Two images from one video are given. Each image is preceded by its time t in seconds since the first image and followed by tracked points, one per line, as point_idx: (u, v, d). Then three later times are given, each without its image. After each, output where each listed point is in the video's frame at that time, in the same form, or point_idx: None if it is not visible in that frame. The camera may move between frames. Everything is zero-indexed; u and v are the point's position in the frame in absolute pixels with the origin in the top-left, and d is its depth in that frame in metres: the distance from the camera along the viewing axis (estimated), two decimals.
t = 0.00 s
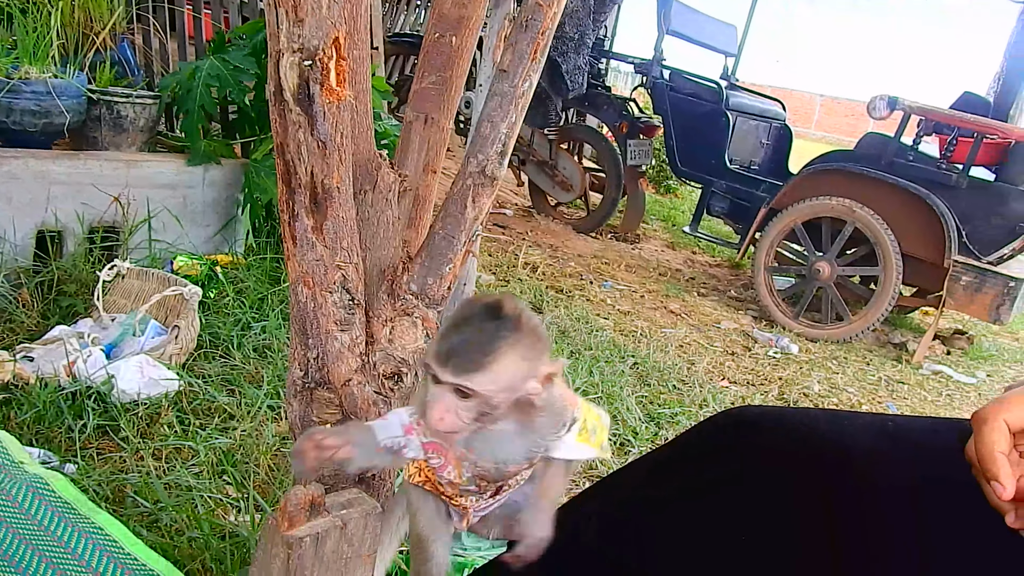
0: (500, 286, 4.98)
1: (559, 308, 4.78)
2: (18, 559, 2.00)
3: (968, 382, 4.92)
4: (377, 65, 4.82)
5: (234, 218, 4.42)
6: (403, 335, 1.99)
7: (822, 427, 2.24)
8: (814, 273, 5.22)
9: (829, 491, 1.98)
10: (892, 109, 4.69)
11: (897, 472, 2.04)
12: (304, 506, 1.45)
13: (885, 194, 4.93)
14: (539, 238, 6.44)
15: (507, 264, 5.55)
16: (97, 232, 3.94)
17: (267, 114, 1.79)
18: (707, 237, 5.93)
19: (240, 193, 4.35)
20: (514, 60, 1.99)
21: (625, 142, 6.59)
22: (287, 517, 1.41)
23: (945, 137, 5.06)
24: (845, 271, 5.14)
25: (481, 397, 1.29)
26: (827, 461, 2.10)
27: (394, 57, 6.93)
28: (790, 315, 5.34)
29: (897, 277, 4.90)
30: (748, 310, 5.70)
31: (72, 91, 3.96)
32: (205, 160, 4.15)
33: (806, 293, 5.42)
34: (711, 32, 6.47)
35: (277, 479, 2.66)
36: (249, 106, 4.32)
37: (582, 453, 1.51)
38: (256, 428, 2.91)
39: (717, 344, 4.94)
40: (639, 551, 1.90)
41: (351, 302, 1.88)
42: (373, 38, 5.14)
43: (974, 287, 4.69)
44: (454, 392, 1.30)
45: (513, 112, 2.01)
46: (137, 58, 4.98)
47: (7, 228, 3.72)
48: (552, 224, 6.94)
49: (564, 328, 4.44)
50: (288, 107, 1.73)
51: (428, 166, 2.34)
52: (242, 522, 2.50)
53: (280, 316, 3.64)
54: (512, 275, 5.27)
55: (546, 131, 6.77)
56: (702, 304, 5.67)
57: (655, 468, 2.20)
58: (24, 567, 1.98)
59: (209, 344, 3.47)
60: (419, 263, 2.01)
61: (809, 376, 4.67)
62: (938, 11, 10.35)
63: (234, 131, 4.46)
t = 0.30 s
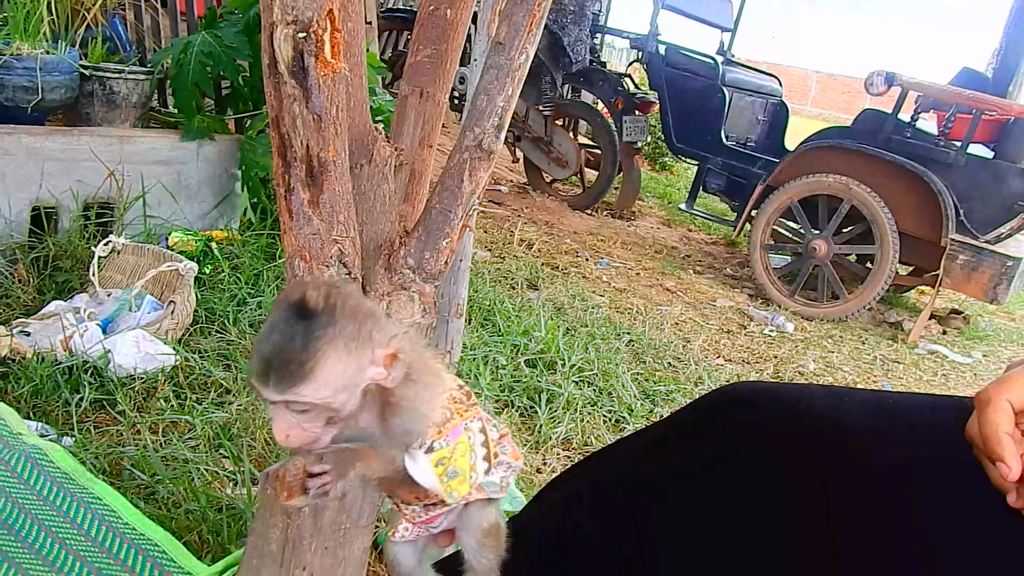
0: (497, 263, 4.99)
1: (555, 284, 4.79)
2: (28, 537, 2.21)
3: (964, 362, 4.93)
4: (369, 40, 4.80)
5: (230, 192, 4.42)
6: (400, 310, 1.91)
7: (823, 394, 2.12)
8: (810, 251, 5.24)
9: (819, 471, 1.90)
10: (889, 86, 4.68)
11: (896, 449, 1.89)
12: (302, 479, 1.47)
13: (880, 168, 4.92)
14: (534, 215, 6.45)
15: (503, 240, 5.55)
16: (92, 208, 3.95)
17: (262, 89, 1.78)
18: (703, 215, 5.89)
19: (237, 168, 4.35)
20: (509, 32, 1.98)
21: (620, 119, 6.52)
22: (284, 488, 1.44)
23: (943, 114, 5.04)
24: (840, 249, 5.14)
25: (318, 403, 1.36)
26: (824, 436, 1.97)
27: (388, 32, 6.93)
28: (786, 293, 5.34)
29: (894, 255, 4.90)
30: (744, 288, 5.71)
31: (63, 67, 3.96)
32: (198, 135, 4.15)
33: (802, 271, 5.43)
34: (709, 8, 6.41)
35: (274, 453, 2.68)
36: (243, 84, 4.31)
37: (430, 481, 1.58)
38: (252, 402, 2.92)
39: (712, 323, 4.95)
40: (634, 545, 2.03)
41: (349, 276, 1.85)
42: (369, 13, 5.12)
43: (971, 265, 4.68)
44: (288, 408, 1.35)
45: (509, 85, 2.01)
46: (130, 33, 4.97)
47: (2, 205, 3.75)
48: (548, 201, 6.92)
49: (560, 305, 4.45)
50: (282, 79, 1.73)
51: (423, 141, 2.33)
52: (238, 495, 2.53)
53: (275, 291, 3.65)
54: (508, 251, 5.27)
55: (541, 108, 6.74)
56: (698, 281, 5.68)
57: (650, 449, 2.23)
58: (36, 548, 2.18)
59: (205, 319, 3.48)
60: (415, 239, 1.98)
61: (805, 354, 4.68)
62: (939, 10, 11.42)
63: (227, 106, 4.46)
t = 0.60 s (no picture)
0: (543, 234, 4.97)
1: (602, 257, 4.76)
2: (85, 496, 2.26)
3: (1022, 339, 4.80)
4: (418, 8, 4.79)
5: (279, 163, 4.45)
6: (448, 280, 1.94)
7: (871, 380, 2.38)
8: (863, 224, 5.14)
9: (864, 447, 2.15)
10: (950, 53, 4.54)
11: (934, 420, 2.15)
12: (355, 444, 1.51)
13: (934, 137, 4.84)
14: (581, 186, 6.42)
15: (549, 211, 5.53)
16: (144, 177, 4.03)
17: (312, 59, 1.79)
18: (752, 185, 5.80)
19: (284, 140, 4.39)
20: None
21: (669, 90, 6.42)
22: (337, 453, 1.50)
23: (1005, 82, 4.93)
24: (895, 222, 5.04)
25: (360, 392, 1.42)
26: (869, 421, 2.23)
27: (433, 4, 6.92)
28: (837, 267, 5.25)
29: (951, 230, 4.80)
30: (794, 262, 5.64)
31: (117, 39, 4.05)
32: (247, 108, 4.20)
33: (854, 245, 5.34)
34: None
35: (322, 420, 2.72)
36: (291, 53, 4.33)
37: (475, 487, 1.57)
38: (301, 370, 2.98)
39: (762, 296, 4.89)
40: (686, 527, 2.18)
41: (396, 246, 1.89)
42: None
43: None
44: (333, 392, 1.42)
45: (559, 53, 1.90)
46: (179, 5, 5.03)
47: (59, 174, 3.82)
48: (595, 172, 6.89)
49: (606, 277, 4.42)
50: (332, 48, 1.72)
51: (472, 111, 2.33)
52: (288, 461, 2.57)
53: (324, 261, 3.69)
54: (555, 223, 5.25)
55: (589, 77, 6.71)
56: (747, 254, 5.62)
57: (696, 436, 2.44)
58: (94, 507, 2.22)
59: (255, 288, 3.56)
60: (464, 208, 1.96)
61: (857, 329, 4.61)
62: None
63: (276, 77, 4.51)
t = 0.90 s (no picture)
0: (593, 210, 4.95)
1: (652, 232, 4.72)
2: (143, 468, 2.28)
3: None
4: None
5: (329, 140, 4.55)
6: (498, 255, 1.92)
7: (931, 352, 2.10)
8: (921, 197, 5.11)
9: (918, 430, 1.89)
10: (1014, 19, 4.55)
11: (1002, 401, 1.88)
12: (404, 419, 1.54)
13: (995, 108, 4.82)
14: (631, 160, 6.38)
15: (599, 186, 5.52)
16: (199, 154, 4.14)
17: (364, 36, 1.86)
18: (807, 159, 5.75)
19: (334, 115, 4.47)
20: None
21: (721, 61, 6.35)
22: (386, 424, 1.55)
23: None
24: (954, 195, 5.03)
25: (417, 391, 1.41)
26: (925, 398, 1.96)
27: None
28: (894, 241, 5.23)
29: (1013, 202, 4.82)
30: (848, 236, 5.58)
31: (171, 17, 4.21)
32: (299, 84, 4.30)
33: (911, 217, 5.30)
34: None
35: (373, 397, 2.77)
36: (342, 29, 4.44)
37: (494, 484, 1.56)
38: (352, 346, 3.05)
39: (815, 271, 4.85)
40: (731, 510, 2.03)
41: (446, 222, 1.85)
42: None
43: None
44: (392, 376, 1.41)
45: (611, 25, 1.82)
46: None
47: (115, 152, 3.98)
48: (646, 147, 6.85)
49: (656, 252, 4.40)
50: (383, 23, 1.81)
51: (521, 85, 2.30)
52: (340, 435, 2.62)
53: (374, 238, 3.81)
54: (605, 198, 5.23)
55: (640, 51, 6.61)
56: (801, 228, 5.56)
57: (743, 410, 2.25)
58: (151, 479, 2.24)
59: (307, 264, 3.69)
60: (513, 183, 1.92)
61: (913, 303, 4.56)
62: None
63: (326, 53, 4.61)
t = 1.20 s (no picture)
0: (604, 196, 4.94)
1: (664, 219, 4.71)
2: (156, 455, 2.27)
3: None
4: None
5: (340, 127, 4.57)
6: (509, 242, 1.90)
7: (949, 336, 1.98)
8: (934, 181, 5.09)
9: (929, 416, 1.80)
10: None
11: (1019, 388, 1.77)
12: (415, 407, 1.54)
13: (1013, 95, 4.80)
14: (643, 147, 6.36)
15: (611, 173, 5.51)
16: (211, 142, 4.15)
17: (375, 22, 1.83)
18: (819, 144, 5.73)
19: (346, 102, 4.49)
20: None
21: (733, 47, 6.32)
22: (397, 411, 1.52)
23: None
24: (967, 179, 5.00)
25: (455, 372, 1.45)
26: (938, 384, 1.85)
27: None
28: (906, 226, 5.21)
29: None
30: (861, 221, 5.56)
31: (182, 4, 4.21)
32: (310, 71, 4.32)
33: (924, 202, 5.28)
34: None
35: (385, 384, 2.79)
36: (355, 15, 4.52)
37: (500, 482, 1.55)
38: (364, 334, 3.09)
39: (827, 258, 4.84)
40: (742, 501, 2.01)
41: (457, 209, 1.86)
42: None
43: None
44: (429, 356, 1.45)
45: (622, 11, 1.90)
46: None
47: (128, 139, 3.99)
48: (657, 133, 6.83)
49: (668, 239, 4.40)
50: (393, 10, 1.78)
51: (532, 72, 2.30)
52: (352, 422, 2.63)
53: (385, 225, 3.82)
54: (616, 184, 5.22)
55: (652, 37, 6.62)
56: (813, 214, 5.55)
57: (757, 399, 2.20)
58: (165, 465, 2.24)
59: (318, 252, 3.70)
60: (524, 170, 1.94)
61: (927, 289, 4.55)
62: None
63: (338, 40, 4.66)
